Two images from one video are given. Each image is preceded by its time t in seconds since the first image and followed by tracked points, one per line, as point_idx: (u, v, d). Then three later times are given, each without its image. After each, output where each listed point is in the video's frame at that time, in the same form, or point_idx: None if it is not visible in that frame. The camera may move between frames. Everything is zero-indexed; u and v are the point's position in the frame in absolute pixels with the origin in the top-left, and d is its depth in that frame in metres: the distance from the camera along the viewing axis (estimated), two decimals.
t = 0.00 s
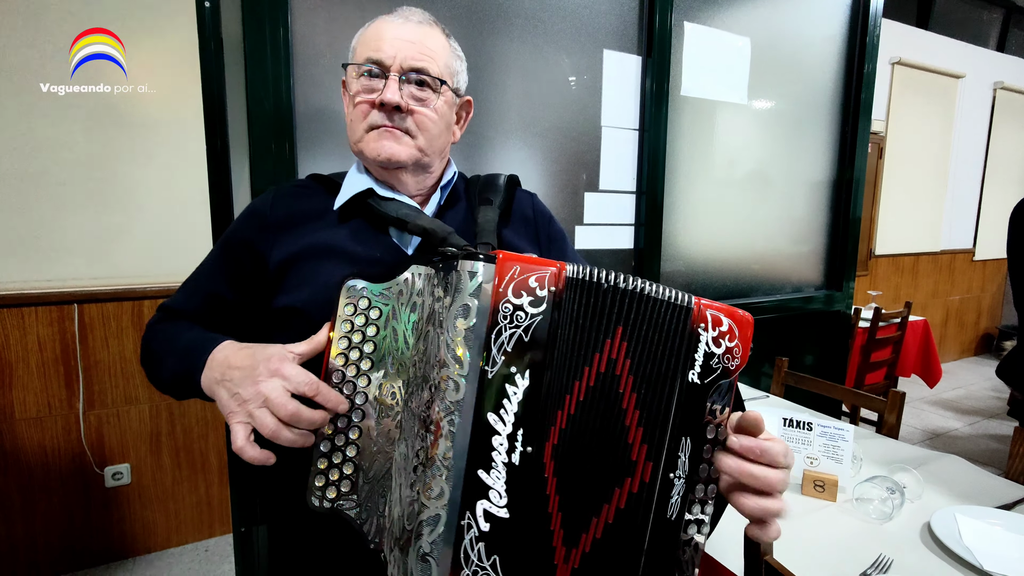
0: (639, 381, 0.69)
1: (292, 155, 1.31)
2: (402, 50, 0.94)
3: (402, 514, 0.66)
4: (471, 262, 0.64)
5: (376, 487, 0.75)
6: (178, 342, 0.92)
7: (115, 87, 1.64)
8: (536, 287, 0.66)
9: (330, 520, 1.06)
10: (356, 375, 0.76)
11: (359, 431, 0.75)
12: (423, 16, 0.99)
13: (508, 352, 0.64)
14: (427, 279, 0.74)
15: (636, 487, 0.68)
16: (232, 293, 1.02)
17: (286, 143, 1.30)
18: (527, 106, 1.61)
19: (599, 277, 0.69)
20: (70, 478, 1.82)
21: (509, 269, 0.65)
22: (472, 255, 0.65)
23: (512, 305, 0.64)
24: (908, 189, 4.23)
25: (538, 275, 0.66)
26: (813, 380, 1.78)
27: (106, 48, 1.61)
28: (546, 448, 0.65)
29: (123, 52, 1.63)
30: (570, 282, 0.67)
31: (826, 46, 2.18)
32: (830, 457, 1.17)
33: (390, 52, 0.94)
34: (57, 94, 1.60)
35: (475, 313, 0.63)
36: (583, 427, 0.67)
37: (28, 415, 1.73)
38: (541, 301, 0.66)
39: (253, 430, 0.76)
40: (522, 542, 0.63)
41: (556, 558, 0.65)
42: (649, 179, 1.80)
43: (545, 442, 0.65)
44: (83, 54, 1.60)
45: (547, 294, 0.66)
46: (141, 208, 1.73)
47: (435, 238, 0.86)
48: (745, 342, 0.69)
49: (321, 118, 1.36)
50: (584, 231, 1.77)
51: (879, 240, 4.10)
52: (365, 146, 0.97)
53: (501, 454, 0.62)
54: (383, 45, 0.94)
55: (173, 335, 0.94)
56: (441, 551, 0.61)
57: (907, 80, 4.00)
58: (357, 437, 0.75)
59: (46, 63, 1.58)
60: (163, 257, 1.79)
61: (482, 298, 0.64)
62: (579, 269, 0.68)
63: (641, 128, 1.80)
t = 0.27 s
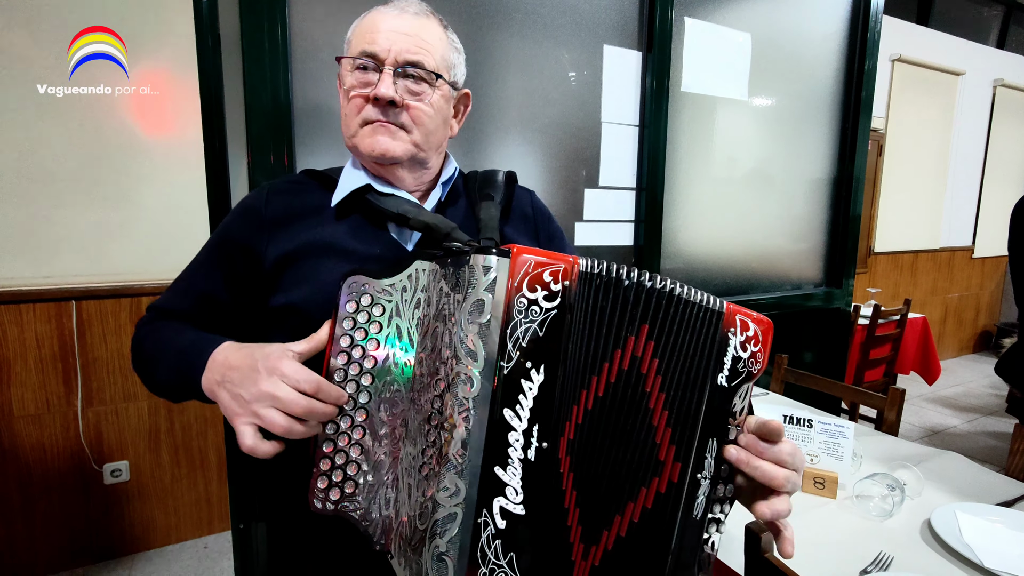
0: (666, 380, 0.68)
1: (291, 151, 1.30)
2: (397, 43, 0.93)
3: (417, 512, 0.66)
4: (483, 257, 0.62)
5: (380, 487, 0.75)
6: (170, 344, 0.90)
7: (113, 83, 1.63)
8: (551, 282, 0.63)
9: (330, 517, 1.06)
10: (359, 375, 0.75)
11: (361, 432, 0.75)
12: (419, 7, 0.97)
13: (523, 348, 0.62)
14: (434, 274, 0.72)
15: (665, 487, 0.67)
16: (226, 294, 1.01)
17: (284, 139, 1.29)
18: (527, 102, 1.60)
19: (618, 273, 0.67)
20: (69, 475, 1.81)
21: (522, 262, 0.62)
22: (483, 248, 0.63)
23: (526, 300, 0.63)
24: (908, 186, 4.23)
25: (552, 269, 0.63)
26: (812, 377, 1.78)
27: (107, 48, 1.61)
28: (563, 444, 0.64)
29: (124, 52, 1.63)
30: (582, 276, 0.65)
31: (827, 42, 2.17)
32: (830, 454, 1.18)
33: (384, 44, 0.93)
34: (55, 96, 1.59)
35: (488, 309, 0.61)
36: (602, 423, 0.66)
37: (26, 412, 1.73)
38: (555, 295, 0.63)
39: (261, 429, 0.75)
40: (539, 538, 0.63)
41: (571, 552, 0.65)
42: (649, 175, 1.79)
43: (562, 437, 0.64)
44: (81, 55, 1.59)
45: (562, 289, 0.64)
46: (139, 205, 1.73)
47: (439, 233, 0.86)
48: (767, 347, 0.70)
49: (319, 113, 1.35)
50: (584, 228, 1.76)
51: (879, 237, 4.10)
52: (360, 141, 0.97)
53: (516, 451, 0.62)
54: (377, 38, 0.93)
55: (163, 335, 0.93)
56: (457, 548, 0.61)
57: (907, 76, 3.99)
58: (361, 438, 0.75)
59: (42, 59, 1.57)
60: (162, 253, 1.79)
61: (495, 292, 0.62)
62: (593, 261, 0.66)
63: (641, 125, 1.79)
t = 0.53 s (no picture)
0: (670, 387, 0.66)
1: (289, 152, 1.30)
2: (392, 45, 0.94)
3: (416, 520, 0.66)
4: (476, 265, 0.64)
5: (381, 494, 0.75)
6: (182, 349, 0.92)
7: (111, 82, 1.63)
8: (546, 290, 0.66)
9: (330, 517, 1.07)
10: (357, 381, 0.76)
11: (361, 437, 0.76)
12: (415, 9, 0.98)
13: (519, 356, 0.64)
14: (429, 282, 0.73)
15: (671, 497, 0.64)
16: (228, 300, 1.03)
17: (283, 140, 1.29)
18: (526, 102, 1.60)
19: (617, 282, 0.68)
20: (69, 474, 1.82)
21: (519, 270, 0.65)
22: (480, 256, 0.65)
23: (523, 308, 0.65)
24: (907, 185, 4.23)
25: (547, 277, 0.66)
26: (810, 376, 1.78)
27: (110, 48, 1.61)
28: (558, 450, 0.65)
29: (126, 52, 1.63)
30: (578, 284, 0.67)
31: (826, 42, 2.17)
32: (827, 454, 1.18)
33: (379, 47, 0.93)
34: (53, 98, 1.59)
35: (485, 319, 0.63)
36: (601, 429, 0.67)
37: (26, 411, 1.73)
38: (551, 303, 0.66)
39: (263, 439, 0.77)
40: (535, 543, 0.63)
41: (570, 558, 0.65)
42: (647, 175, 1.79)
43: (557, 443, 0.65)
44: (79, 54, 1.59)
45: (557, 297, 0.66)
46: (138, 204, 1.73)
47: (438, 238, 0.87)
48: (773, 352, 0.64)
49: (318, 114, 1.35)
50: (583, 228, 1.77)
51: (878, 236, 4.10)
52: (355, 144, 0.97)
53: (513, 457, 0.63)
54: (372, 40, 0.93)
55: (171, 343, 0.95)
56: (452, 554, 0.61)
57: (906, 75, 4.00)
58: (362, 443, 0.76)
59: (41, 59, 1.57)
60: (162, 253, 1.79)
61: (493, 301, 0.64)
62: (588, 271, 0.68)
63: (641, 124, 1.79)
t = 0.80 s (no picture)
0: (675, 395, 0.65)
1: (291, 152, 1.31)
2: (403, 49, 0.94)
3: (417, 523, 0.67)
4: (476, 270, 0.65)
5: (382, 496, 0.75)
6: (188, 347, 0.93)
7: (112, 83, 1.63)
8: (546, 294, 0.66)
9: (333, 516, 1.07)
10: (361, 381, 0.76)
11: (364, 438, 0.75)
12: (426, 14, 0.98)
13: (518, 360, 0.64)
14: (433, 285, 0.74)
15: (679, 505, 0.63)
16: (236, 300, 1.03)
17: (285, 140, 1.29)
18: (526, 103, 1.60)
19: (616, 287, 0.68)
20: (71, 473, 1.83)
21: (519, 276, 0.64)
22: (481, 263, 0.66)
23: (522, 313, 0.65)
24: (906, 184, 4.24)
25: (547, 282, 0.66)
26: (809, 376, 1.79)
27: (111, 48, 1.61)
28: (556, 455, 0.65)
29: (127, 52, 1.63)
30: (577, 289, 0.67)
31: (826, 41, 2.18)
32: (826, 453, 1.19)
33: (390, 51, 0.94)
34: (52, 99, 1.59)
35: (484, 324, 0.64)
36: (601, 434, 0.66)
37: (28, 410, 1.74)
38: (551, 308, 0.66)
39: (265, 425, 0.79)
40: (532, 545, 0.64)
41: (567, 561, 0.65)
42: (648, 175, 1.80)
43: (555, 448, 0.65)
44: (78, 55, 1.59)
45: (557, 302, 0.66)
46: (139, 204, 1.73)
47: (441, 241, 0.87)
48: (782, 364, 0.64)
49: (319, 115, 1.35)
50: (583, 228, 1.77)
51: (877, 234, 4.11)
52: (364, 146, 0.97)
53: (512, 461, 0.63)
54: (383, 44, 0.94)
55: (180, 341, 0.95)
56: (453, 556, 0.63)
57: (906, 74, 4.00)
58: (365, 444, 0.75)
59: (41, 60, 1.57)
60: (162, 253, 1.80)
61: (492, 306, 0.64)
62: (588, 275, 0.68)
63: (641, 125, 1.79)
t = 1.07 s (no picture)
0: (685, 408, 0.63)
1: (291, 152, 1.30)
2: (406, 48, 0.94)
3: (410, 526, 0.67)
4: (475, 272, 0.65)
5: (379, 496, 0.76)
6: (189, 347, 0.93)
7: (112, 83, 1.63)
8: (541, 297, 0.67)
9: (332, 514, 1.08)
10: (360, 382, 0.76)
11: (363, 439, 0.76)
12: (429, 13, 0.99)
13: (511, 362, 0.65)
14: (429, 285, 0.73)
15: (689, 521, 0.61)
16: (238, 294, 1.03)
17: (285, 140, 1.29)
18: (526, 102, 1.60)
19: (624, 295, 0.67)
20: (71, 471, 1.83)
21: (513, 278, 0.66)
22: (476, 265, 0.66)
23: (516, 315, 0.65)
24: (906, 183, 4.24)
25: (542, 284, 0.67)
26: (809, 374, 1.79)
27: (112, 48, 1.62)
28: (551, 457, 0.65)
29: (128, 52, 1.63)
30: (574, 291, 0.67)
31: (825, 40, 2.17)
32: (825, 452, 1.19)
33: (393, 50, 0.94)
34: (50, 100, 1.59)
35: (478, 323, 0.64)
36: (606, 443, 0.65)
37: (28, 409, 1.74)
38: (545, 310, 0.66)
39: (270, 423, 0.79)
40: (524, 550, 0.64)
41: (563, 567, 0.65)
42: (647, 174, 1.80)
43: (550, 451, 0.65)
44: (77, 54, 1.59)
45: (552, 304, 0.67)
46: (139, 204, 1.73)
47: (442, 243, 0.87)
48: (792, 381, 0.62)
49: (319, 114, 1.35)
50: (583, 227, 1.77)
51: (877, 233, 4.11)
52: (367, 146, 0.97)
53: (503, 463, 0.63)
54: (386, 44, 0.94)
55: (183, 336, 0.96)
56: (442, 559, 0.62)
57: (906, 72, 3.99)
58: (362, 444, 0.76)
59: (41, 59, 1.57)
60: (162, 252, 1.80)
61: (485, 307, 0.65)
62: (585, 278, 0.68)
63: (641, 123, 1.79)
